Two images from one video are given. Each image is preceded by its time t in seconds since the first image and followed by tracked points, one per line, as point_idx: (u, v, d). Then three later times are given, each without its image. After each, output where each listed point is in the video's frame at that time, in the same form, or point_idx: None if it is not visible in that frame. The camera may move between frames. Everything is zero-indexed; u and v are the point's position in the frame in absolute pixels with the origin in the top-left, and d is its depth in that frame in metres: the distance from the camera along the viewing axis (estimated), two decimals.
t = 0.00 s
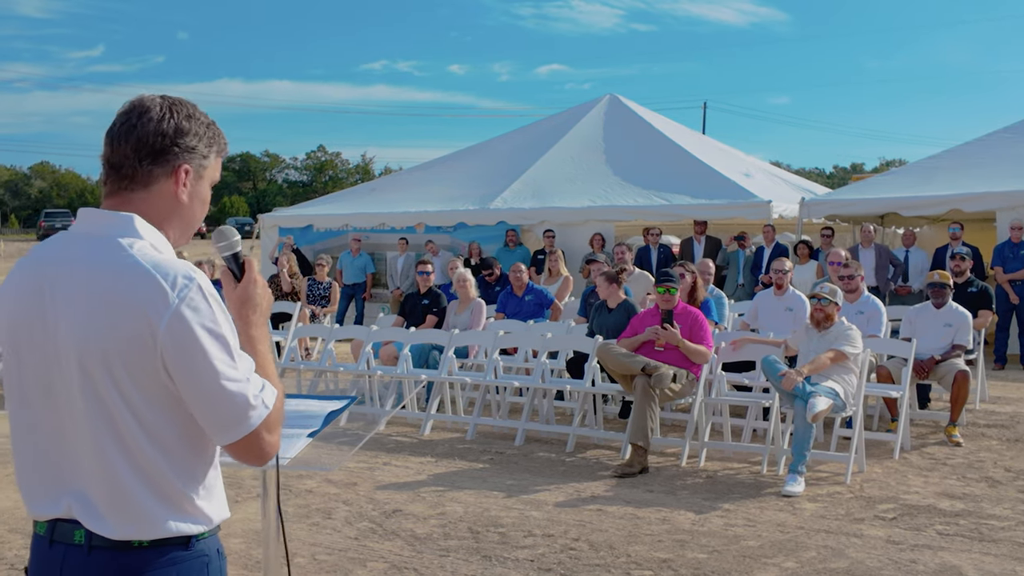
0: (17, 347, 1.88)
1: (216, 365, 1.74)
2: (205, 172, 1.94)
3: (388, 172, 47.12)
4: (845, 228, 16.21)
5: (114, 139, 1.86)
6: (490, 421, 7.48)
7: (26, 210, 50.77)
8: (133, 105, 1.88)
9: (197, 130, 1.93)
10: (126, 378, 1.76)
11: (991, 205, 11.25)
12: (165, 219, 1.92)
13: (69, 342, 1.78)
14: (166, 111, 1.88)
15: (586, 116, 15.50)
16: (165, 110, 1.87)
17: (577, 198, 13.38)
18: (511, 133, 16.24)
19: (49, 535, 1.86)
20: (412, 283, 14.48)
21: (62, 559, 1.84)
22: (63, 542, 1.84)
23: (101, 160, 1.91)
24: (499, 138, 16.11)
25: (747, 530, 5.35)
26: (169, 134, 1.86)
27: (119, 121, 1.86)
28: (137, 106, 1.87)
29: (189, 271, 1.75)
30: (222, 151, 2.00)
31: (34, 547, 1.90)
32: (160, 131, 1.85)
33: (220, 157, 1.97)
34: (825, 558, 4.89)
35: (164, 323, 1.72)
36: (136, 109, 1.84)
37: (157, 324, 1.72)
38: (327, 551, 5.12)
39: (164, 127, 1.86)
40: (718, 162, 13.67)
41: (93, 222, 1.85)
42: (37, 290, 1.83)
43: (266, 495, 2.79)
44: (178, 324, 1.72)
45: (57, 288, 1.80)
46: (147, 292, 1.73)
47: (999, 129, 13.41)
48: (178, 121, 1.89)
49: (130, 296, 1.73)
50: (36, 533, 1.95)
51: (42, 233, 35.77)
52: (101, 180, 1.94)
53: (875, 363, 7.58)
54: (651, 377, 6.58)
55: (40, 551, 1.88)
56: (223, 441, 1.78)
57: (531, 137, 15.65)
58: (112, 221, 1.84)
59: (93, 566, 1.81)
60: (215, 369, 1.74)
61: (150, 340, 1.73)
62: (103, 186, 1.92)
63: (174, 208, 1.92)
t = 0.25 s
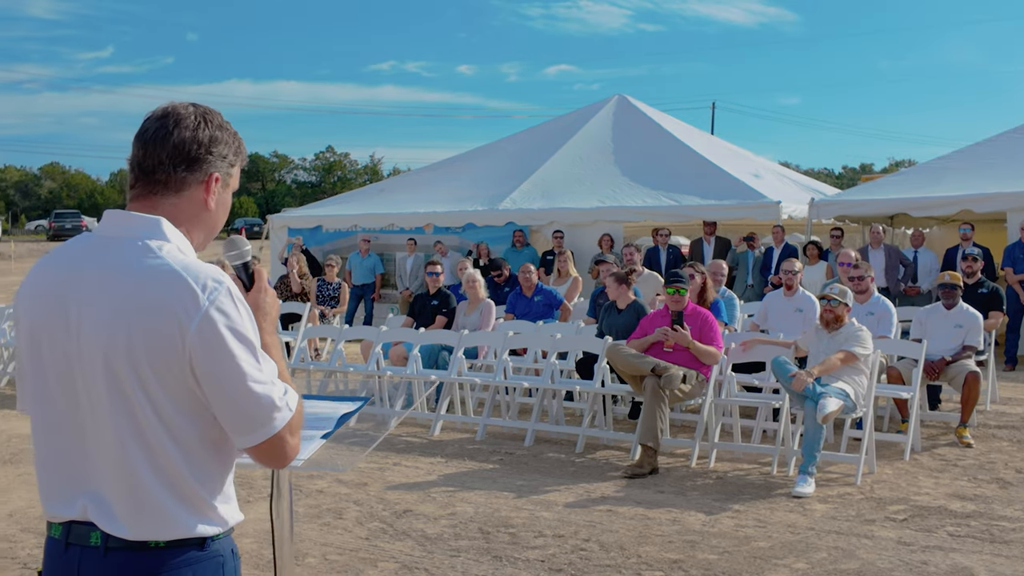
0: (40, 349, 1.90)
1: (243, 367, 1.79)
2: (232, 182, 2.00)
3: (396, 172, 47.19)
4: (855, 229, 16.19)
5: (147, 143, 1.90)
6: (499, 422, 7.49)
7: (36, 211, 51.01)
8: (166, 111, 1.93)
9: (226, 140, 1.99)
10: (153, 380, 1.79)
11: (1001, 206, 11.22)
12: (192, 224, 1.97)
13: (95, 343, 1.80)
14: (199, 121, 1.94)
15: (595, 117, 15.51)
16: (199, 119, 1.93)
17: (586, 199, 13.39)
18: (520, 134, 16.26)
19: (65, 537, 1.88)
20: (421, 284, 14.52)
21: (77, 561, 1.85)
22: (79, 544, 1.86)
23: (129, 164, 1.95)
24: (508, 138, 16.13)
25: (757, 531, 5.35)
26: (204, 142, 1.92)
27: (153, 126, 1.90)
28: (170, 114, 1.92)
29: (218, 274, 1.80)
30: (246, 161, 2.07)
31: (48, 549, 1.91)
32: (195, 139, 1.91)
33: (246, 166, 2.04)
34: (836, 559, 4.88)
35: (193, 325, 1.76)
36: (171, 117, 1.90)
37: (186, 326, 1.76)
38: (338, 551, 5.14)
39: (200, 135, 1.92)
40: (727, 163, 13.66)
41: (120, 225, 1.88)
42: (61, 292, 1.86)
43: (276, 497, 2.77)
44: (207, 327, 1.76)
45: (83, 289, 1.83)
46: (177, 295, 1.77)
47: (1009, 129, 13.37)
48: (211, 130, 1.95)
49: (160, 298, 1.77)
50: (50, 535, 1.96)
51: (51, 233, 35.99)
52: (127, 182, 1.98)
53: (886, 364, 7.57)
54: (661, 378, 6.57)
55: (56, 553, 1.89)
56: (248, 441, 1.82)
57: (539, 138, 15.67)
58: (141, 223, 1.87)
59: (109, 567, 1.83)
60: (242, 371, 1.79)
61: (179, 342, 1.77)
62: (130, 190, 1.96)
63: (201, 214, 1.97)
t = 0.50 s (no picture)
0: (64, 346, 1.91)
1: (266, 363, 1.80)
2: (253, 183, 2.02)
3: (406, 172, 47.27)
4: (866, 229, 16.15)
5: (170, 143, 1.92)
6: (511, 422, 7.50)
7: (48, 211, 51.31)
8: (190, 111, 1.94)
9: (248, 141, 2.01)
10: (176, 377, 1.80)
11: (1014, 206, 11.17)
12: (214, 224, 1.98)
13: (119, 340, 1.82)
14: (222, 122, 1.96)
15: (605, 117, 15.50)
16: (222, 120, 1.95)
17: (596, 199, 13.39)
18: (530, 134, 16.26)
19: (88, 532, 1.89)
20: (432, 284, 14.55)
21: (100, 556, 1.87)
22: (102, 539, 1.87)
23: (152, 163, 1.96)
24: (518, 138, 16.14)
25: (771, 531, 5.35)
26: (227, 143, 1.93)
27: (177, 127, 1.92)
28: (194, 114, 1.93)
29: (241, 272, 1.81)
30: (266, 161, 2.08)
31: (71, 544, 1.93)
32: (219, 139, 1.93)
33: (266, 167, 2.05)
34: (850, 560, 4.88)
35: (217, 323, 1.77)
36: (195, 117, 1.91)
37: (210, 324, 1.77)
38: (352, 550, 5.15)
39: (223, 136, 1.93)
40: (738, 163, 13.65)
41: (143, 224, 1.90)
42: (85, 290, 1.87)
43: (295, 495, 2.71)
44: (230, 324, 1.77)
45: (107, 287, 1.84)
46: (200, 292, 1.78)
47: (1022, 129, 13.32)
48: (233, 131, 1.96)
49: (184, 296, 1.78)
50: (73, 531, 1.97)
51: (63, 233, 36.26)
52: (150, 182, 1.99)
53: (898, 364, 7.56)
54: (673, 378, 6.56)
55: (79, 547, 1.91)
56: (269, 438, 1.83)
57: (550, 138, 15.67)
58: (164, 223, 1.89)
59: (132, 563, 1.84)
60: (265, 368, 1.80)
61: (202, 339, 1.78)
62: (153, 189, 1.97)
63: (223, 214, 1.99)
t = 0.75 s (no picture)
0: (88, 344, 1.92)
1: (292, 360, 1.81)
2: (275, 180, 2.02)
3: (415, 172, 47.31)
4: (877, 229, 16.10)
5: (193, 142, 1.92)
6: (523, 421, 7.51)
7: (59, 211, 51.59)
8: (212, 110, 1.95)
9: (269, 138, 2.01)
10: (202, 374, 1.81)
11: None
12: (237, 222, 1.99)
13: (145, 338, 1.82)
14: (244, 120, 1.96)
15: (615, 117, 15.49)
16: (244, 118, 1.95)
17: (607, 199, 13.39)
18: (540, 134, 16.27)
19: (111, 528, 1.90)
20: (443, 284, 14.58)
21: (123, 553, 1.87)
22: (125, 535, 1.88)
23: (175, 161, 1.97)
24: (528, 138, 16.14)
25: (784, 531, 5.34)
26: (249, 141, 1.94)
27: (199, 126, 1.92)
28: (216, 113, 1.94)
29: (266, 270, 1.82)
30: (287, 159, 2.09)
31: (94, 541, 1.93)
32: (241, 138, 1.93)
33: (287, 165, 2.06)
34: (864, 560, 4.87)
35: (243, 320, 1.78)
36: (217, 116, 1.92)
37: (236, 322, 1.78)
38: (366, 549, 5.16)
39: (245, 135, 1.94)
40: (749, 163, 13.63)
41: (166, 222, 1.91)
42: (110, 288, 1.88)
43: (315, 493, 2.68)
44: (256, 322, 1.78)
45: (133, 285, 1.85)
46: (226, 290, 1.79)
47: None
48: (255, 130, 1.97)
49: (210, 294, 1.79)
50: (95, 527, 1.98)
51: (74, 233, 36.49)
52: (172, 180, 2.00)
53: (911, 364, 7.54)
54: (685, 378, 6.56)
55: (101, 544, 1.91)
56: (293, 435, 1.84)
57: (560, 138, 15.67)
58: (188, 222, 1.89)
59: (155, 560, 1.85)
60: (290, 365, 1.81)
61: (228, 337, 1.79)
62: (175, 188, 1.98)
63: (245, 212, 1.99)
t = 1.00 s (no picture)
0: (106, 344, 1.92)
1: (310, 359, 1.82)
2: (291, 180, 2.02)
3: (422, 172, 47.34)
4: (885, 229, 16.08)
5: (210, 141, 1.93)
6: (532, 421, 7.52)
7: (67, 211, 51.83)
8: (228, 109, 1.95)
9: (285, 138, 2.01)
10: (220, 374, 1.81)
11: None
12: (253, 221, 1.99)
13: (164, 339, 1.83)
14: (260, 119, 1.96)
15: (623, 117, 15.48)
16: (260, 118, 1.95)
17: (615, 199, 13.39)
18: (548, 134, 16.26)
19: (130, 526, 1.91)
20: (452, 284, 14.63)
21: (141, 552, 1.88)
22: (143, 534, 1.89)
23: (191, 161, 1.97)
24: (536, 138, 16.14)
25: (795, 531, 5.33)
26: (265, 141, 1.94)
27: (216, 125, 1.93)
28: (233, 112, 1.94)
29: (283, 270, 1.82)
30: (302, 158, 2.09)
31: (112, 539, 1.94)
32: (257, 137, 1.93)
33: (303, 164, 2.06)
34: (876, 560, 4.86)
35: (261, 320, 1.78)
36: (234, 115, 1.92)
37: (254, 322, 1.78)
38: (376, 548, 5.17)
39: (261, 134, 1.94)
40: (757, 162, 13.61)
41: (184, 223, 1.91)
42: (128, 288, 1.89)
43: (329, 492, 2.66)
44: (274, 322, 1.79)
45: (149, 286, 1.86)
46: (245, 290, 1.79)
47: None
48: (271, 129, 1.97)
49: (228, 294, 1.79)
50: (113, 526, 1.99)
51: (82, 233, 36.68)
52: (190, 180, 2.00)
53: (921, 364, 7.54)
54: (695, 377, 6.59)
55: (119, 542, 1.92)
56: (312, 433, 1.84)
57: (567, 137, 15.67)
58: (205, 221, 1.90)
59: (173, 559, 1.86)
60: (309, 364, 1.81)
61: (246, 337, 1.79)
62: (193, 187, 1.99)
63: (261, 211, 1.99)
